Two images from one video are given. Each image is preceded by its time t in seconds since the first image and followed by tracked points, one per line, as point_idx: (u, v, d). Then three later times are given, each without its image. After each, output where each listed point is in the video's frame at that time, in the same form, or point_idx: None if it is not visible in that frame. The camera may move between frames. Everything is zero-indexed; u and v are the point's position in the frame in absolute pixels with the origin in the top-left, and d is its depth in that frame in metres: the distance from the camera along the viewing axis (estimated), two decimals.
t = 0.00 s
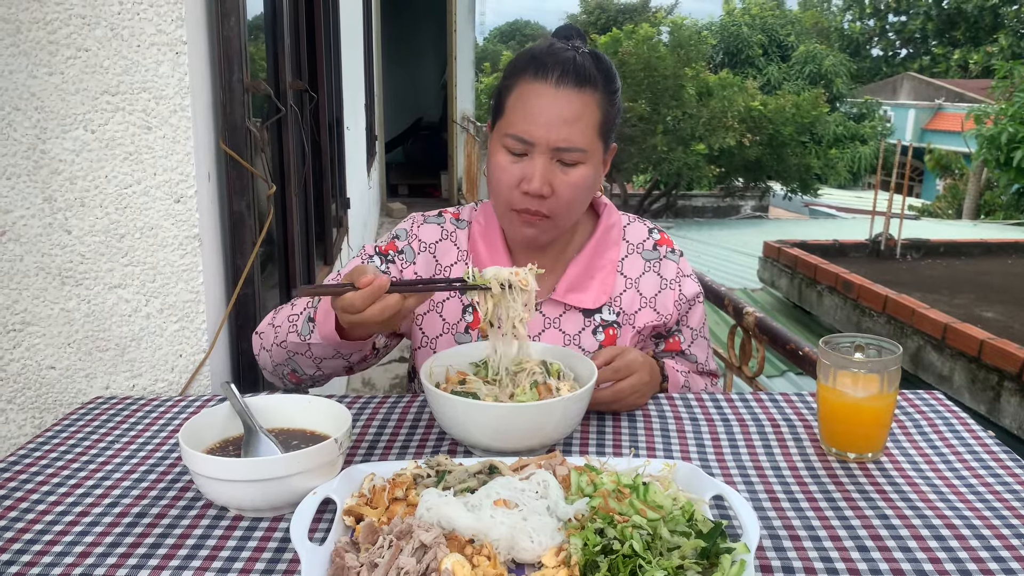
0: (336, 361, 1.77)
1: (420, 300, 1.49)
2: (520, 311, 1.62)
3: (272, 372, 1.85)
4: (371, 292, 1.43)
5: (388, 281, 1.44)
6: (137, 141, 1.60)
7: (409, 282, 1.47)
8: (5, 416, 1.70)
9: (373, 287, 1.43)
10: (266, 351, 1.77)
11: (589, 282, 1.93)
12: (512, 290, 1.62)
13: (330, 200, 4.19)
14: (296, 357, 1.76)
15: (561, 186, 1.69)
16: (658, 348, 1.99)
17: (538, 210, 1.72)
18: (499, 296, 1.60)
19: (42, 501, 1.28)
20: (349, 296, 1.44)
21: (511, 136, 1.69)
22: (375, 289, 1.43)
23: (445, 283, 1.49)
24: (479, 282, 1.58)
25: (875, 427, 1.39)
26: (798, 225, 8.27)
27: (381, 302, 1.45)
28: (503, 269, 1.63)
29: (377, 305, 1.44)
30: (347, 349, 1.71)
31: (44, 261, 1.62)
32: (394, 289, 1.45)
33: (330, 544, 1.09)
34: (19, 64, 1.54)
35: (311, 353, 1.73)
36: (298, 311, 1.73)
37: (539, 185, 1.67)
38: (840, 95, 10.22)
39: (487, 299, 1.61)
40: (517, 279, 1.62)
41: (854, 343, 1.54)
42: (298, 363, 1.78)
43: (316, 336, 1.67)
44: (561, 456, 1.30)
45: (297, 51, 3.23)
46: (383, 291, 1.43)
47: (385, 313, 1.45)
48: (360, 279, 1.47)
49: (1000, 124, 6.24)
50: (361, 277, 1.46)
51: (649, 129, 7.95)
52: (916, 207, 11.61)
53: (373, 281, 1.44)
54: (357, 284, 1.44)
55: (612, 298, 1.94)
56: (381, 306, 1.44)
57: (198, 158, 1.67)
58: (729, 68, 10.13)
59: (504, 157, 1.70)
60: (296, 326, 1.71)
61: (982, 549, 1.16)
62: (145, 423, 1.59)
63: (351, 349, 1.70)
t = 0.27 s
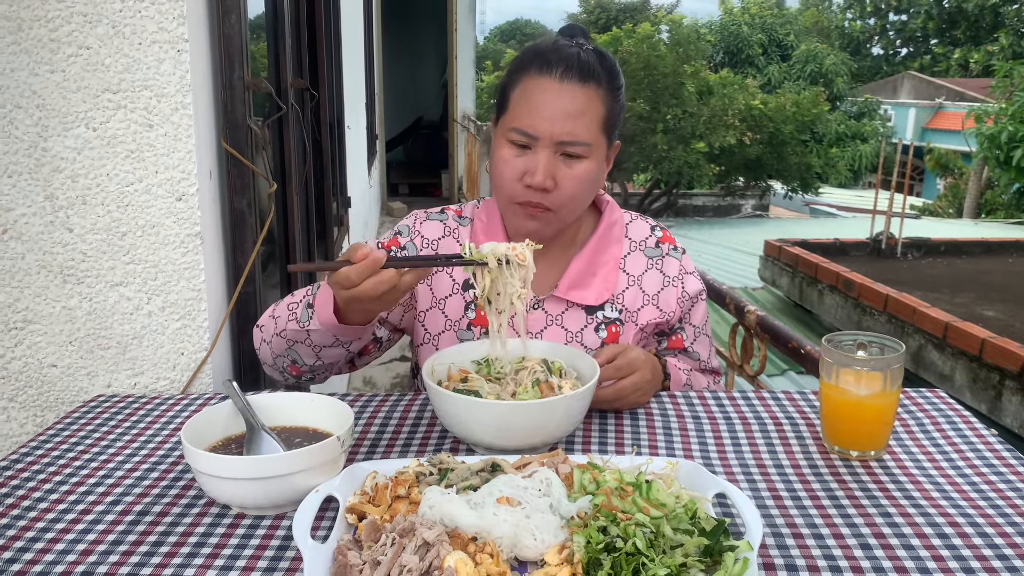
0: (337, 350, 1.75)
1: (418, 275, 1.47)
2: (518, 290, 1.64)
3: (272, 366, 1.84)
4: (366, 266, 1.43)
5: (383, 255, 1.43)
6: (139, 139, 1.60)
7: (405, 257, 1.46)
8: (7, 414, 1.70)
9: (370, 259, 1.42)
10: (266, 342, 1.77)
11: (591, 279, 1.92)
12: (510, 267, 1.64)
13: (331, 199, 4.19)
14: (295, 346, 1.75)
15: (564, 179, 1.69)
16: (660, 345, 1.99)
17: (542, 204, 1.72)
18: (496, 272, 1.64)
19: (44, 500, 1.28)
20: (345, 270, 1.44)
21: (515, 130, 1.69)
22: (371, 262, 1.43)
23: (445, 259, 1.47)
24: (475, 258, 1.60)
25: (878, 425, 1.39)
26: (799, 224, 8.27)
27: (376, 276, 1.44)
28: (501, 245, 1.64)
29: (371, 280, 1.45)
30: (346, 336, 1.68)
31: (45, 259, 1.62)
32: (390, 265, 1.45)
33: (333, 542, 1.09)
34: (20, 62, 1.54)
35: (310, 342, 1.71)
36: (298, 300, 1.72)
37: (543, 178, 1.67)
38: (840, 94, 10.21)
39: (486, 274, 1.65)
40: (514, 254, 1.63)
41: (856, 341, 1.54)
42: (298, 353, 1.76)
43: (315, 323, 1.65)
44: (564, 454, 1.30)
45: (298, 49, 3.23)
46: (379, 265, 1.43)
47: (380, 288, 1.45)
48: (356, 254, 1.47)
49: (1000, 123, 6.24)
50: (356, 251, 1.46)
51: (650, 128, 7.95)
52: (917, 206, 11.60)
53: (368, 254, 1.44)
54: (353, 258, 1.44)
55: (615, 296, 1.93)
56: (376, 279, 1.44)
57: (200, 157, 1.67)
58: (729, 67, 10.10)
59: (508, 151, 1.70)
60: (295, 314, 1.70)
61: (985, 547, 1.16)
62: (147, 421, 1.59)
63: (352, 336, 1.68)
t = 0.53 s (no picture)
0: (332, 330, 1.71)
1: (413, 238, 1.43)
2: (513, 251, 1.65)
3: (268, 349, 1.82)
4: (358, 224, 1.39)
5: (375, 216, 1.40)
6: (138, 134, 1.59)
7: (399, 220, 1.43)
8: (6, 411, 1.70)
9: (362, 218, 1.39)
10: (263, 325, 1.75)
11: (594, 273, 1.91)
12: (505, 229, 1.64)
13: (331, 196, 4.18)
14: (291, 327, 1.72)
15: (568, 170, 1.68)
16: (663, 341, 1.98)
17: (545, 195, 1.71)
18: (491, 234, 1.64)
19: (43, 497, 1.27)
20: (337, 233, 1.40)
21: (519, 121, 1.68)
22: (363, 222, 1.39)
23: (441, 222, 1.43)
24: (472, 220, 1.59)
25: (882, 421, 1.38)
26: (800, 222, 8.26)
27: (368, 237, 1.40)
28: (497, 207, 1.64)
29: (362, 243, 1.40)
30: (341, 315, 1.64)
31: (44, 255, 1.61)
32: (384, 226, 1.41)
33: (333, 540, 1.08)
34: (19, 57, 1.53)
35: (306, 322, 1.69)
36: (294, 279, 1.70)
37: (546, 168, 1.66)
38: (841, 92, 10.18)
39: (480, 237, 1.64)
40: (511, 216, 1.63)
41: (860, 337, 1.53)
42: (294, 335, 1.74)
43: (311, 300, 1.62)
44: (565, 451, 1.29)
45: (298, 46, 3.22)
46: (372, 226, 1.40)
47: (371, 250, 1.40)
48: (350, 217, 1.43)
49: (1002, 121, 6.22)
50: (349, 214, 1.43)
51: (650, 126, 7.93)
52: (919, 204, 11.58)
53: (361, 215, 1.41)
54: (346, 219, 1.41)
55: (617, 290, 1.92)
56: (367, 240, 1.39)
57: (199, 153, 1.66)
58: (730, 65, 10.06)
59: (511, 142, 1.70)
60: (291, 292, 1.68)
61: (990, 544, 1.15)
62: (147, 418, 1.58)
63: (347, 315, 1.64)
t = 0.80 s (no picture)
0: (333, 335, 1.71)
1: (407, 242, 1.41)
2: (509, 253, 1.62)
3: (269, 355, 1.81)
4: (352, 228, 1.37)
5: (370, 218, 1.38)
6: (137, 133, 1.58)
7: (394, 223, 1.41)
8: (5, 411, 1.69)
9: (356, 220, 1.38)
10: (263, 330, 1.75)
11: (595, 272, 1.90)
12: (501, 230, 1.61)
13: (331, 194, 4.17)
14: (292, 331, 1.72)
15: (570, 169, 1.68)
16: (665, 340, 1.97)
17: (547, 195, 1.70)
18: (487, 235, 1.61)
19: (41, 499, 1.27)
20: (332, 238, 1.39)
21: (522, 120, 1.67)
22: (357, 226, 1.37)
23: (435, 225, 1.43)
24: (466, 221, 1.57)
25: (884, 421, 1.38)
26: (800, 219, 8.24)
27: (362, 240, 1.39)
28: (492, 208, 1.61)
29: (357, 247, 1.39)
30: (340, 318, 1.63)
31: (43, 255, 1.61)
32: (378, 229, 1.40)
33: (333, 541, 1.08)
34: (16, 56, 1.52)
35: (305, 326, 1.69)
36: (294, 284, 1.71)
37: (549, 167, 1.65)
38: (842, 90, 10.16)
39: (476, 238, 1.62)
40: (505, 216, 1.60)
41: (862, 337, 1.52)
42: (294, 340, 1.74)
43: (309, 305, 1.62)
44: (566, 452, 1.29)
45: (298, 43, 3.20)
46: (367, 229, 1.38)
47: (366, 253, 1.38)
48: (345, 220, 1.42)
49: (1002, 119, 6.22)
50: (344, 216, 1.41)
51: (650, 123, 7.92)
52: (919, 202, 11.57)
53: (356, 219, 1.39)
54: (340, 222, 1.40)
55: (619, 289, 1.92)
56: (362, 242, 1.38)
57: (198, 152, 1.65)
58: (730, 63, 10.03)
59: (514, 141, 1.69)
60: (290, 297, 1.69)
61: (993, 545, 1.14)
62: (146, 418, 1.58)
63: (346, 318, 1.62)
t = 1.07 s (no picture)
0: (348, 380, 1.79)
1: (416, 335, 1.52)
2: (521, 357, 1.51)
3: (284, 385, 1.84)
4: (366, 328, 1.44)
5: (383, 319, 1.45)
6: (136, 132, 1.57)
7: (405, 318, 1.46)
8: (4, 410, 1.68)
9: (368, 323, 1.44)
10: (277, 372, 1.78)
11: (595, 272, 1.90)
12: (507, 334, 1.51)
13: (331, 193, 4.17)
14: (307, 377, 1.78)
15: (572, 171, 1.67)
16: (666, 340, 1.96)
17: (550, 197, 1.70)
18: (495, 339, 1.50)
19: (40, 499, 1.26)
20: (346, 330, 1.48)
21: (523, 121, 1.67)
22: (370, 324, 1.44)
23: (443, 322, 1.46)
24: (473, 325, 1.48)
25: (887, 420, 1.37)
26: (801, 218, 8.23)
27: (376, 337, 1.50)
28: (499, 310, 1.52)
29: (370, 341, 1.50)
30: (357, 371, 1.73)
31: (42, 254, 1.60)
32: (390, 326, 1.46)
33: (333, 542, 1.07)
34: (15, 55, 1.51)
35: (322, 376, 1.75)
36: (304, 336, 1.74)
37: (551, 170, 1.65)
38: (842, 89, 10.15)
39: (482, 340, 1.52)
40: (512, 323, 1.51)
41: (863, 335, 1.51)
42: (310, 382, 1.79)
43: (325, 361, 1.69)
44: (567, 451, 1.28)
45: (298, 42, 3.19)
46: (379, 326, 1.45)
47: (379, 349, 1.51)
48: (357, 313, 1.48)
49: (1003, 117, 6.21)
50: (357, 311, 1.47)
51: (650, 122, 7.91)
52: (920, 200, 11.55)
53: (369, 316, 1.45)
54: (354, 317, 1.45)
55: (619, 289, 1.92)
56: (376, 342, 1.50)
57: (198, 151, 1.65)
58: (731, 61, 10.01)
59: (515, 143, 1.68)
60: (303, 350, 1.72)
61: (996, 545, 1.13)
62: (145, 418, 1.57)
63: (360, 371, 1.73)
